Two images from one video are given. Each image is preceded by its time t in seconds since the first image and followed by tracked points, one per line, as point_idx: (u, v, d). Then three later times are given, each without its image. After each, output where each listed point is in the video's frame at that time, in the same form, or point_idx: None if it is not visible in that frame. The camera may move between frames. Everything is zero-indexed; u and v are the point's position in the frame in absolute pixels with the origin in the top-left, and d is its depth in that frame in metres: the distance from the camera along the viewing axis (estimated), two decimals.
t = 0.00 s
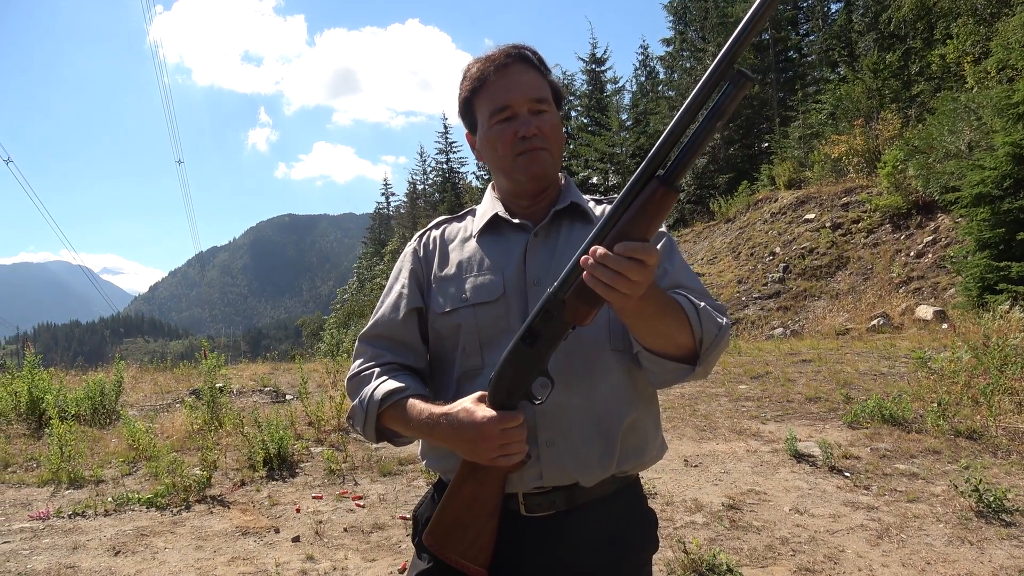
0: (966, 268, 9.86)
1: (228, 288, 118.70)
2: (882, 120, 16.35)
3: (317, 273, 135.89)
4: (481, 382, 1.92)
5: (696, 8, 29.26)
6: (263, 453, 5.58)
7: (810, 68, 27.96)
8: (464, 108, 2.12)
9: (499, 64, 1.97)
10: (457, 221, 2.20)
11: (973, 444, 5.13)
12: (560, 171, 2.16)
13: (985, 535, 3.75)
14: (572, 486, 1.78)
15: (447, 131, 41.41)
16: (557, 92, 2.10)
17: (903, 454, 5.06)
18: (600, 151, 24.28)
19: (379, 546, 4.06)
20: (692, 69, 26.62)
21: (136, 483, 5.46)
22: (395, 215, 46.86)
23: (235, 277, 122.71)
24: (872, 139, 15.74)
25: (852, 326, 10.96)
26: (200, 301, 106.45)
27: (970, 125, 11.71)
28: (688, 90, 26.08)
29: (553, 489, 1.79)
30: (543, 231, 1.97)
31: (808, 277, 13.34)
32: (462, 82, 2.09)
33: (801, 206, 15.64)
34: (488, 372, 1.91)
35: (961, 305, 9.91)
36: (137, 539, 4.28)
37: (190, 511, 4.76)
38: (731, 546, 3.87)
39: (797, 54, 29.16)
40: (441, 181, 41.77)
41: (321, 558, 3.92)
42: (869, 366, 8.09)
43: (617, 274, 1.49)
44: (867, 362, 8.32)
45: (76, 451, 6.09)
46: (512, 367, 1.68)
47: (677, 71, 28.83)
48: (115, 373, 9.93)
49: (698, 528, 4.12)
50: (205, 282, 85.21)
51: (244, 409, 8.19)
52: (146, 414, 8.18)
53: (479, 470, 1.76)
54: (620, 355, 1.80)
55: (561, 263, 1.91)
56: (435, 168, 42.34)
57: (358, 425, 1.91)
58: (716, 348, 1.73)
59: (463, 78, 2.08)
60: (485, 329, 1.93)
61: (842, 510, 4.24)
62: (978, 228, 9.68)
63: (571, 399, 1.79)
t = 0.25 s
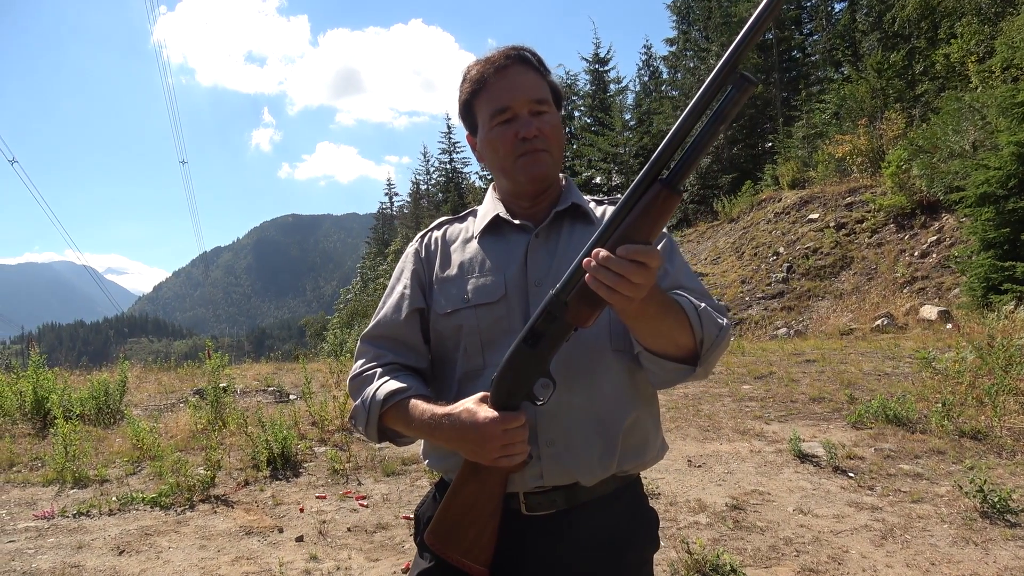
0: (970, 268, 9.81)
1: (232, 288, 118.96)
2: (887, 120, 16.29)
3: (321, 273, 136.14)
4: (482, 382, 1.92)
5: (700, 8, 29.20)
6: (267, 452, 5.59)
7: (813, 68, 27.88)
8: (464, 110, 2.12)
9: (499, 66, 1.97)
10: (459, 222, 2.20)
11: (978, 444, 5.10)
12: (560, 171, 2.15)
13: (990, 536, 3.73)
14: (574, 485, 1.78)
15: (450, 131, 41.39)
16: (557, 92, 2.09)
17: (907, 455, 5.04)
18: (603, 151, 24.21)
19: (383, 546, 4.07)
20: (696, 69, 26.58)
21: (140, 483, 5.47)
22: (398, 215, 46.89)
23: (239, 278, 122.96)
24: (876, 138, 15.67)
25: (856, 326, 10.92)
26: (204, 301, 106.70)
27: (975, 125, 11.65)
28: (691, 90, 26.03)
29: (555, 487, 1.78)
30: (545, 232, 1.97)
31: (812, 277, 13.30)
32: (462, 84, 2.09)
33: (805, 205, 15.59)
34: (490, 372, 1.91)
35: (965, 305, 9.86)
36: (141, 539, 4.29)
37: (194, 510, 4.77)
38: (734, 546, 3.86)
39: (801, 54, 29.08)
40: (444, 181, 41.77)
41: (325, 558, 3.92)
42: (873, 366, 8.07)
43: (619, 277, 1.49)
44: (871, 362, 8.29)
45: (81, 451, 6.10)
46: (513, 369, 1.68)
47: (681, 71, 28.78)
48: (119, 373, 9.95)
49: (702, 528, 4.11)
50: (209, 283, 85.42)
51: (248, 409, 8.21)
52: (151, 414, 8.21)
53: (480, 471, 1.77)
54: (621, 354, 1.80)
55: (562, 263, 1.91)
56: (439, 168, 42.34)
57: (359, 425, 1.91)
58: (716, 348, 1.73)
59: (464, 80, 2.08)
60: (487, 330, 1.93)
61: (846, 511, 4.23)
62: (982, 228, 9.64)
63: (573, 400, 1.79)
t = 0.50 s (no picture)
0: (976, 268, 9.75)
1: (238, 288, 119.38)
2: (892, 119, 16.21)
3: (326, 273, 136.47)
4: (485, 383, 1.92)
5: (704, 7, 29.11)
6: (272, 452, 5.61)
7: (819, 68, 27.79)
8: (467, 111, 2.12)
9: (501, 67, 1.97)
10: (462, 223, 2.19)
11: (984, 445, 5.07)
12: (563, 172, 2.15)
13: (997, 536, 3.70)
14: (576, 485, 1.78)
15: (454, 131, 41.41)
16: (560, 93, 2.09)
17: (913, 455, 5.01)
18: (608, 151, 24.17)
19: (387, 545, 4.07)
20: (701, 68, 26.51)
21: (146, 482, 5.50)
22: (403, 215, 46.97)
23: (244, 278, 123.42)
24: (882, 138, 15.59)
25: (861, 326, 10.88)
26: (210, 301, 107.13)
27: (981, 124, 11.58)
28: (696, 90, 25.96)
29: (557, 487, 1.78)
30: (548, 232, 1.96)
31: (817, 277, 13.24)
32: (464, 86, 2.08)
33: (810, 205, 15.53)
34: (493, 372, 1.91)
35: (971, 305, 9.80)
36: (147, 538, 4.31)
37: (199, 510, 4.79)
38: (739, 546, 3.85)
39: (806, 53, 28.98)
40: (449, 181, 41.80)
41: (330, 557, 3.93)
42: (879, 366, 8.03)
43: (624, 279, 1.48)
44: (876, 362, 8.25)
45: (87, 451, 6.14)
46: (517, 370, 1.67)
47: (686, 70, 28.71)
48: (125, 373, 10.00)
49: (706, 529, 4.10)
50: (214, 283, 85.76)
51: (253, 409, 8.23)
52: (156, 414, 8.25)
53: (484, 472, 1.77)
54: (623, 355, 1.79)
55: (566, 264, 1.91)
56: (443, 168, 42.36)
57: (363, 426, 1.91)
58: (718, 348, 1.72)
59: (466, 81, 2.08)
60: (491, 330, 1.93)
61: (852, 511, 4.21)
62: (988, 228, 9.59)
63: (576, 401, 1.78)
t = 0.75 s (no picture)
0: (982, 268, 9.69)
1: (243, 288, 119.73)
2: (898, 118, 16.11)
3: (330, 273, 136.77)
4: (488, 384, 1.92)
5: (709, 6, 29.01)
6: (277, 451, 5.62)
7: (824, 67, 27.68)
8: (470, 112, 2.11)
9: (505, 67, 1.96)
10: (465, 224, 2.19)
11: (990, 445, 5.03)
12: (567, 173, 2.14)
13: (1002, 537, 3.68)
14: (579, 484, 1.77)
15: (458, 131, 41.40)
16: (563, 93, 2.08)
17: (918, 455, 4.98)
18: (612, 151, 24.12)
19: (391, 545, 4.07)
20: (705, 68, 26.43)
21: (151, 481, 5.52)
22: (407, 215, 47.02)
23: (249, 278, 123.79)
24: (887, 137, 15.50)
25: (866, 326, 10.83)
26: (215, 301, 107.49)
27: (987, 123, 11.50)
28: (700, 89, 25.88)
29: (560, 487, 1.77)
30: (551, 233, 1.96)
31: (822, 276, 13.18)
32: (468, 86, 2.08)
33: (815, 205, 15.46)
34: (496, 373, 1.91)
35: (977, 305, 9.74)
36: (152, 537, 4.32)
37: (204, 509, 4.80)
38: (744, 547, 3.83)
39: (811, 52, 28.86)
40: (453, 181, 41.80)
41: (334, 556, 3.93)
42: (884, 366, 7.99)
43: (627, 281, 1.48)
44: (882, 362, 8.21)
45: (92, 450, 6.16)
46: (519, 371, 1.67)
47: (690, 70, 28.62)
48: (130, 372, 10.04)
49: (711, 529, 4.09)
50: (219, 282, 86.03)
51: (258, 408, 8.25)
52: (161, 413, 8.28)
53: (487, 473, 1.76)
54: (626, 355, 1.79)
55: (569, 264, 1.90)
56: (447, 168, 42.37)
57: (365, 428, 1.91)
58: (720, 347, 1.71)
59: (470, 82, 2.07)
60: (494, 331, 1.92)
61: (857, 512, 4.18)
62: (994, 227, 9.53)
63: (578, 401, 1.78)
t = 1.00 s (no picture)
0: (986, 268, 9.65)
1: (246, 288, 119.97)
2: (901, 118, 16.06)
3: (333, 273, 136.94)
4: (491, 384, 1.91)
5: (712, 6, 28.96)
6: (280, 451, 5.62)
7: (827, 66, 27.61)
8: (473, 112, 2.11)
9: (507, 68, 1.96)
10: (469, 225, 2.19)
11: (994, 445, 5.01)
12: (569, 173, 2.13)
13: (1007, 538, 3.66)
14: (582, 484, 1.77)
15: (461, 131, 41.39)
16: (565, 93, 2.08)
17: (921, 456, 4.97)
18: (615, 151, 24.09)
19: (394, 545, 4.07)
20: (708, 67, 26.39)
21: (155, 481, 5.54)
22: (410, 215, 47.05)
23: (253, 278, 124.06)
24: (891, 136, 15.45)
25: (870, 326, 10.80)
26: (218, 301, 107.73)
27: (991, 123, 11.46)
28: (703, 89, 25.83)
29: (564, 486, 1.77)
30: (554, 233, 1.96)
31: (825, 276, 13.14)
32: (470, 86, 2.08)
33: (818, 204, 15.42)
34: (499, 373, 1.91)
35: (981, 305, 9.70)
36: (155, 536, 4.33)
37: (207, 508, 4.81)
38: (747, 547, 3.82)
39: (814, 52, 28.79)
40: (456, 181, 41.81)
41: (337, 556, 3.94)
42: (888, 366, 7.97)
43: (631, 280, 1.48)
44: (885, 363, 8.18)
45: (96, 449, 6.18)
46: (522, 371, 1.67)
47: (693, 69, 28.56)
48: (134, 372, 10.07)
49: (714, 529, 4.08)
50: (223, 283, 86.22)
51: (261, 408, 8.27)
52: (165, 412, 8.30)
53: (491, 473, 1.76)
54: (628, 355, 1.79)
55: (572, 264, 1.90)
56: (450, 168, 42.38)
57: (369, 429, 1.91)
58: (723, 347, 1.71)
59: (472, 82, 2.07)
60: (497, 331, 1.92)
61: (860, 512, 4.17)
62: (998, 227, 9.50)
63: (581, 401, 1.78)
